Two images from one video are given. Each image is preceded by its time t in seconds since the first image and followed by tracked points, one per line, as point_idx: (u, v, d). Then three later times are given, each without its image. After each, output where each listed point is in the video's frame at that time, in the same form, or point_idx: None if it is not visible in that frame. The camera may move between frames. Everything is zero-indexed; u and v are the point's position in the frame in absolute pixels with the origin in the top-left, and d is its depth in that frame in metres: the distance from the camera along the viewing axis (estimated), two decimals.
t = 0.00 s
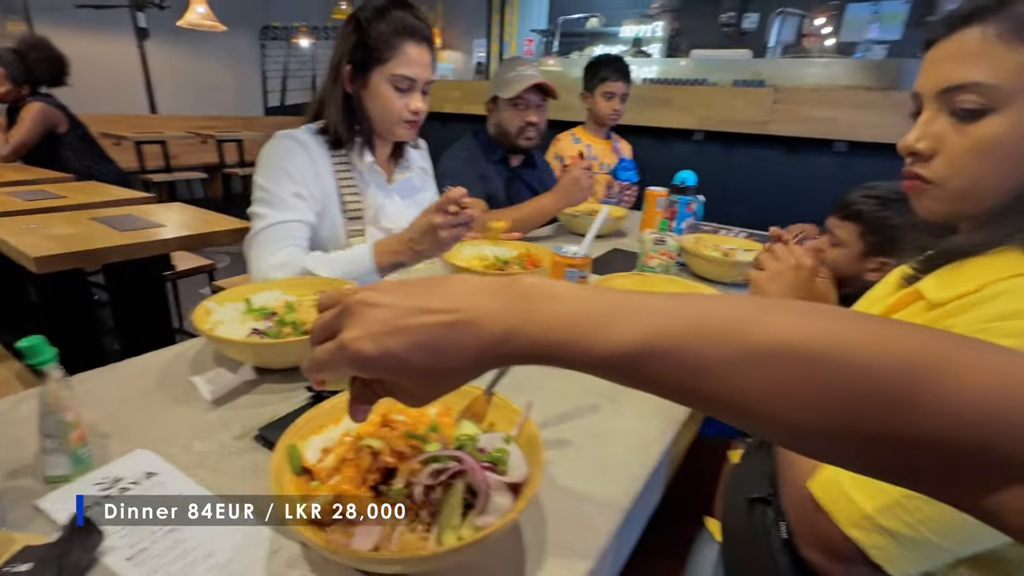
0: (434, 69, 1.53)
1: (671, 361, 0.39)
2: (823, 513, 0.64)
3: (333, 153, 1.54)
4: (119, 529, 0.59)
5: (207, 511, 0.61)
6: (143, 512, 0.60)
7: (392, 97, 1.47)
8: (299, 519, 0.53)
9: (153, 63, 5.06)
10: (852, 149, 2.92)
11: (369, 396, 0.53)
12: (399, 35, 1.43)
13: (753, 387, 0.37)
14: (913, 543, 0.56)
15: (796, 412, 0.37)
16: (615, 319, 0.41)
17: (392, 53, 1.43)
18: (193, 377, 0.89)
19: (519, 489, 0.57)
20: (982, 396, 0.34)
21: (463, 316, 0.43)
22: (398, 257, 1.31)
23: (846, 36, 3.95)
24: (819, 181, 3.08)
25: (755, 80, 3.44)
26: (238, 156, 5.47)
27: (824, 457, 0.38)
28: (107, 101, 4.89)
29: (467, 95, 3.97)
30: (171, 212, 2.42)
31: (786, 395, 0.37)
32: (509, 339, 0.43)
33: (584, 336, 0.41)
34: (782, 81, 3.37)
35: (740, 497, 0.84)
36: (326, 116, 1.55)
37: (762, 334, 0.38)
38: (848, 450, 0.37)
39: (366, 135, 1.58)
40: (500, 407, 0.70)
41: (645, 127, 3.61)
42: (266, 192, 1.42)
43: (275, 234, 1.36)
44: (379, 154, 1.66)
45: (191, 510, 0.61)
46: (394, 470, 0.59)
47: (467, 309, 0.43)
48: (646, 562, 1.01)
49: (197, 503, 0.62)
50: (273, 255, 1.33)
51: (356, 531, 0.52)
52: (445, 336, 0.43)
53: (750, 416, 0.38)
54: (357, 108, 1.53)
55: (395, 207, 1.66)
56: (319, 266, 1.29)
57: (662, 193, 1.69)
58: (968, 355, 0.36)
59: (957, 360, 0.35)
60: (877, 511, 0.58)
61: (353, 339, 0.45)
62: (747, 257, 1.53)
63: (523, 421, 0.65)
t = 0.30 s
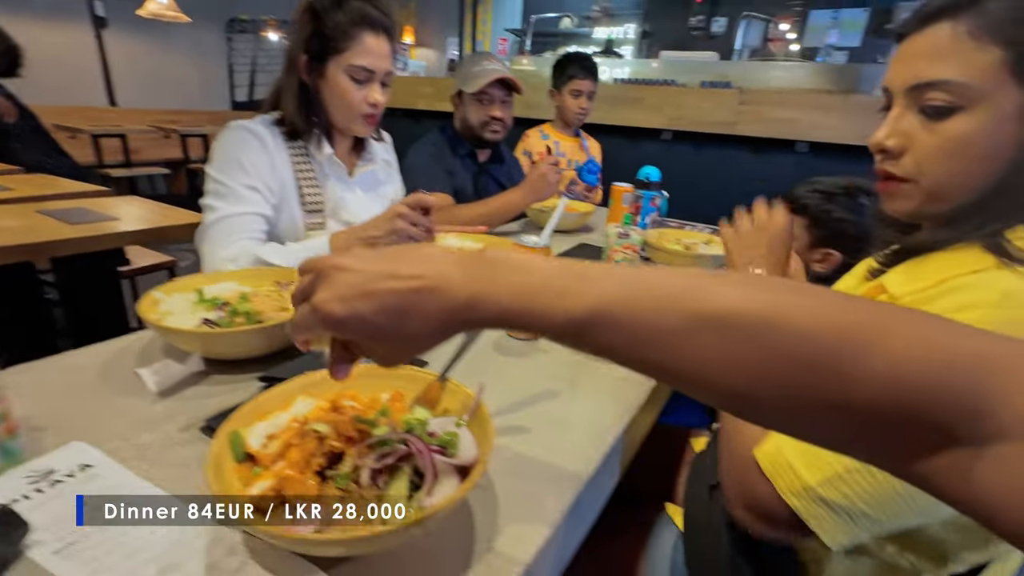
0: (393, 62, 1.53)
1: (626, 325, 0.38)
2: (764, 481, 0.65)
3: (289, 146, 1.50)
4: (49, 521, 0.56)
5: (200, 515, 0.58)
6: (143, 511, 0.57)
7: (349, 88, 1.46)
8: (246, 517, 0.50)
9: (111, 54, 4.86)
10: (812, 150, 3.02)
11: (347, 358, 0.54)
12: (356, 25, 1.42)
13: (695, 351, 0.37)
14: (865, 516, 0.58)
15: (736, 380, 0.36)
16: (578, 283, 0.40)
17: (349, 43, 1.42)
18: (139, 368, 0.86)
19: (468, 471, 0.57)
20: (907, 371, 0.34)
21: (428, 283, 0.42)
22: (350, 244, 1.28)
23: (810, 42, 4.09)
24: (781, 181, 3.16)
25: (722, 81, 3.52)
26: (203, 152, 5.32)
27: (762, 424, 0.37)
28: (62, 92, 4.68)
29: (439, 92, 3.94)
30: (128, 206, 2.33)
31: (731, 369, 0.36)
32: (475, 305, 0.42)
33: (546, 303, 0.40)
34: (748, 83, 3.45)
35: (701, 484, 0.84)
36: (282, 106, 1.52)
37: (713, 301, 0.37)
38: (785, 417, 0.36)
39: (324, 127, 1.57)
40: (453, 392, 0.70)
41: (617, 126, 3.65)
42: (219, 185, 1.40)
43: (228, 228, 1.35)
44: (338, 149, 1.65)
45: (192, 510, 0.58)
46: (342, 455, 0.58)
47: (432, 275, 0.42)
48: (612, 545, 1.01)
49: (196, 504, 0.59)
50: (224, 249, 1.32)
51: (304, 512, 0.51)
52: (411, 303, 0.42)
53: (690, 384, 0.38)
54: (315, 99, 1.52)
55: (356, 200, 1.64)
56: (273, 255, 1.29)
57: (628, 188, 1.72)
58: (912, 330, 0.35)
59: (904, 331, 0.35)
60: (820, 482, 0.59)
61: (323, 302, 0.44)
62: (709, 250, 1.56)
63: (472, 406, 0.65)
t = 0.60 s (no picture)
0: (381, 48, 1.52)
1: (644, 301, 0.39)
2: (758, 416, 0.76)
3: (277, 132, 1.52)
4: (24, 512, 0.54)
5: (201, 513, 0.56)
6: (144, 510, 0.55)
7: (335, 75, 1.46)
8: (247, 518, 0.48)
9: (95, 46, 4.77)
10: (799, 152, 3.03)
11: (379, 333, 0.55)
12: (340, 11, 1.41)
13: (708, 328, 0.38)
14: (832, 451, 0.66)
15: (746, 356, 0.38)
16: (599, 259, 0.41)
17: (333, 29, 1.41)
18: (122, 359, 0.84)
19: (457, 459, 0.57)
20: (920, 345, 0.34)
21: (461, 258, 0.43)
22: (326, 224, 1.28)
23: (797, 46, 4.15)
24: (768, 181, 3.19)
25: (711, 82, 3.55)
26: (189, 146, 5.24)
27: (767, 399, 0.39)
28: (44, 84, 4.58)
29: (430, 89, 3.93)
30: (112, 199, 2.29)
31: (742, 347, 0.37)
32: (503, 280, 0.43)
33: (568, 280, 0.41)
34: (737, 85, 3.48)
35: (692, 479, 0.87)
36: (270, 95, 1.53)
37: (728, 276, 0.38)
38: (797, 392, 0.38)
39: (311, 115, 1.57)
40: (442, 381, 0.69)
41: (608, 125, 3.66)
42: (203, 173, 1.38)
43: (214, 217, 1.34)
44: (328, 136, 1.66)
45: (192, 509, 0.56)
46: (330, 444, 0.58)
47: (463, 252, 0.44)
48: (606, 532, 1.02)
49: (197, 503, 0.57)
50: (205, 239, 1.30)
51: (293, 508, 0.50)
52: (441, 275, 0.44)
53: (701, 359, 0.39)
54: (301, 86, 1.51)
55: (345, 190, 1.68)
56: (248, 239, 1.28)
57: (618, 185, 1.73)
58: (932, 307, 0.35)
59: (924, 305, 0.35)
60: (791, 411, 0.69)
61: (361, 274, 0.46)
62: (698, 245, 1.57)
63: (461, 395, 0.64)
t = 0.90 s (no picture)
0: (385, 43, 1.52)
1: (682, 310, 0.39)
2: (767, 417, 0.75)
3: (280, 126, 1.52)
4: (29, 513, 0.53)
5: (213, 513, 0.56)
6: (144, 510, 0.54)
7: (337, 68, 1.45)
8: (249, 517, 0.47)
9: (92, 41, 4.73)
10: (801, 153, 3.03)
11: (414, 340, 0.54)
12: (344, 5, 1.42)
13: (745, 335, 0.38)
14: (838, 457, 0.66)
15: (781, 364, 0.38)
16: (636, 268, 0.41)
17: (336, 23, 1.41)
18: (126, 357, 0.83)
19: (468, 461, 0.56)
20: (958, 356, 0.34)
21: (500, 266, 0.43)
22: (315, 204, 1.28)
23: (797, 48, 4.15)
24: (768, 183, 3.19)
25: (712, 83, 3.54)
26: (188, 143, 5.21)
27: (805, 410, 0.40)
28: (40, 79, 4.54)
29: (430, 87, 3.92)
30: (110, 195, 2.27)
31: (777, 355, 0.38)
32: (542, 286, 0.43)
33: (604, 288, 0.41)
34: (738, 87, 3.48)
35: (702, 482, 0.89)
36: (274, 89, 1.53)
37: (764, 287, 0.38)
38: (829, 400, 0.38)
39: (314, 109, 1.57)
40: (451, 381, 0.69)
41: (609, 126, 3.66)
42: (205, 168, 1.37)
43: (214, 209, 1.32)
44: (331, 130, 1.67)
45: (192, 509, 0.56)
46: (339, 444, 0.57)
47: (502, 259, 0.44)
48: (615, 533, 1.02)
49: (197, 503, 0.57)
50: (202, 232, 1.28)
51: (302, 508, 0.50)
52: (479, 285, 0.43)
53: (733, 366, 0.40)
54: (305, 81, 1.51)
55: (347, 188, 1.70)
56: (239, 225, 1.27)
57: (620, 185, 1.73)
58: (969, 317, 0.35)
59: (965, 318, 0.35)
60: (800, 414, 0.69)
61: (401, 281, 0.46)
62: (702, 247, 1.56)
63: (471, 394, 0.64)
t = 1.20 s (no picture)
0: (387, 39, 1.51)
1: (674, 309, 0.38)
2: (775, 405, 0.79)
3: (280, 120, 1.51)
4: (25, 513, 0.52)
5: (215, 513, 0.55)
6: (144, 510, 0.54)
7: (338, 63, 1.44)
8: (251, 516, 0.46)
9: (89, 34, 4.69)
10: (801, 152, 3.02)
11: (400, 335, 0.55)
12: None
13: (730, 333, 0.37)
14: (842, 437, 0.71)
15: (771, 365, 0.37)
16: (636, 266, 0.41)
17: (338, 17, 1.40)
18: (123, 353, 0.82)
19: (473, 461, 0.56)
20: (946, 357, 0.34)
21: (488, 265, 0.43)
22: (312, 198, 1.26)
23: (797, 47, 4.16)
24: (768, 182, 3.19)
25: (712, 81, 3.53)
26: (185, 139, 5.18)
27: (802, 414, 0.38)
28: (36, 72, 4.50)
29: (429, 84, 3.90)
30: (107, 190, 2.25)
31: (765, 355, 0.37)
32: (529, 287, 0.43)
33: (595, 287, 0.41)
34: (738, 85, 3.48)
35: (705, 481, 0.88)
36: (273, 82, 1.52)
37: (761, 287, 0.37)
38: (816, 400, 0.37)
39: (313, 103, 1.56)
40: (453, 380, 0.68)
41: (608, 124, 3.65)
42: (202, 162, 1.36)
43: (213, 203, 1.31)
44: (330, 125, 1.66)
45: (192, 509, 0.55)
46: (342, 444, 0.57)
47: (491, 259, 0.43)
48: (615, 533, 1.02)
49: (197, 503, 0.56)
50: (195, 227, 1.27)
51: (303, 509, 0.49)
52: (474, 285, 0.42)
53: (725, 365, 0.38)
54: (304, 75, 1.50)
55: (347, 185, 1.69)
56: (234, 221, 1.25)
57: (621, 183, 1.72)
58: (965, 315, 0.35)
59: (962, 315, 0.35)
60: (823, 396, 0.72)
61: (388, 279, 0.47)
62: (703, 246, 1.56)
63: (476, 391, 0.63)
